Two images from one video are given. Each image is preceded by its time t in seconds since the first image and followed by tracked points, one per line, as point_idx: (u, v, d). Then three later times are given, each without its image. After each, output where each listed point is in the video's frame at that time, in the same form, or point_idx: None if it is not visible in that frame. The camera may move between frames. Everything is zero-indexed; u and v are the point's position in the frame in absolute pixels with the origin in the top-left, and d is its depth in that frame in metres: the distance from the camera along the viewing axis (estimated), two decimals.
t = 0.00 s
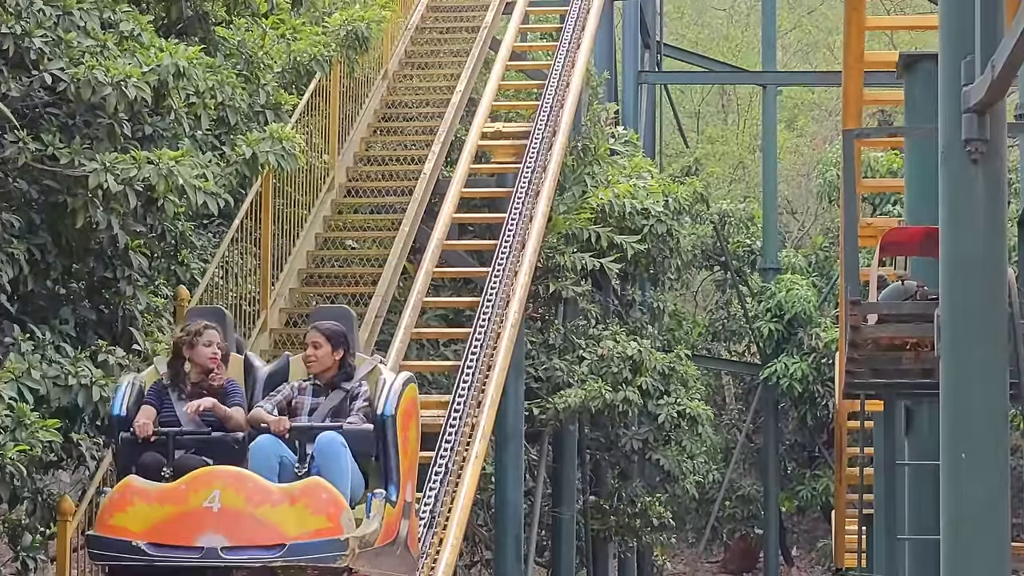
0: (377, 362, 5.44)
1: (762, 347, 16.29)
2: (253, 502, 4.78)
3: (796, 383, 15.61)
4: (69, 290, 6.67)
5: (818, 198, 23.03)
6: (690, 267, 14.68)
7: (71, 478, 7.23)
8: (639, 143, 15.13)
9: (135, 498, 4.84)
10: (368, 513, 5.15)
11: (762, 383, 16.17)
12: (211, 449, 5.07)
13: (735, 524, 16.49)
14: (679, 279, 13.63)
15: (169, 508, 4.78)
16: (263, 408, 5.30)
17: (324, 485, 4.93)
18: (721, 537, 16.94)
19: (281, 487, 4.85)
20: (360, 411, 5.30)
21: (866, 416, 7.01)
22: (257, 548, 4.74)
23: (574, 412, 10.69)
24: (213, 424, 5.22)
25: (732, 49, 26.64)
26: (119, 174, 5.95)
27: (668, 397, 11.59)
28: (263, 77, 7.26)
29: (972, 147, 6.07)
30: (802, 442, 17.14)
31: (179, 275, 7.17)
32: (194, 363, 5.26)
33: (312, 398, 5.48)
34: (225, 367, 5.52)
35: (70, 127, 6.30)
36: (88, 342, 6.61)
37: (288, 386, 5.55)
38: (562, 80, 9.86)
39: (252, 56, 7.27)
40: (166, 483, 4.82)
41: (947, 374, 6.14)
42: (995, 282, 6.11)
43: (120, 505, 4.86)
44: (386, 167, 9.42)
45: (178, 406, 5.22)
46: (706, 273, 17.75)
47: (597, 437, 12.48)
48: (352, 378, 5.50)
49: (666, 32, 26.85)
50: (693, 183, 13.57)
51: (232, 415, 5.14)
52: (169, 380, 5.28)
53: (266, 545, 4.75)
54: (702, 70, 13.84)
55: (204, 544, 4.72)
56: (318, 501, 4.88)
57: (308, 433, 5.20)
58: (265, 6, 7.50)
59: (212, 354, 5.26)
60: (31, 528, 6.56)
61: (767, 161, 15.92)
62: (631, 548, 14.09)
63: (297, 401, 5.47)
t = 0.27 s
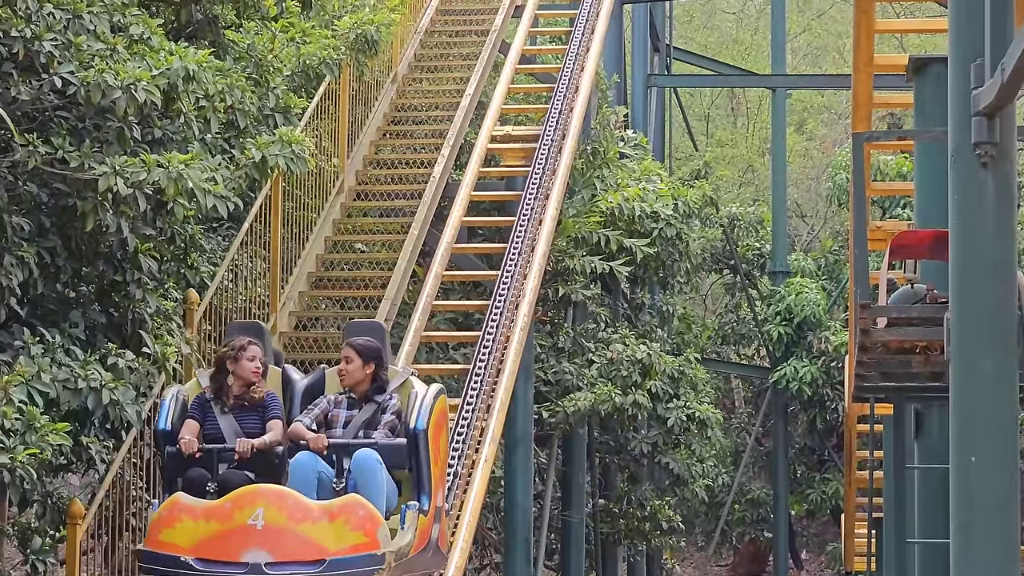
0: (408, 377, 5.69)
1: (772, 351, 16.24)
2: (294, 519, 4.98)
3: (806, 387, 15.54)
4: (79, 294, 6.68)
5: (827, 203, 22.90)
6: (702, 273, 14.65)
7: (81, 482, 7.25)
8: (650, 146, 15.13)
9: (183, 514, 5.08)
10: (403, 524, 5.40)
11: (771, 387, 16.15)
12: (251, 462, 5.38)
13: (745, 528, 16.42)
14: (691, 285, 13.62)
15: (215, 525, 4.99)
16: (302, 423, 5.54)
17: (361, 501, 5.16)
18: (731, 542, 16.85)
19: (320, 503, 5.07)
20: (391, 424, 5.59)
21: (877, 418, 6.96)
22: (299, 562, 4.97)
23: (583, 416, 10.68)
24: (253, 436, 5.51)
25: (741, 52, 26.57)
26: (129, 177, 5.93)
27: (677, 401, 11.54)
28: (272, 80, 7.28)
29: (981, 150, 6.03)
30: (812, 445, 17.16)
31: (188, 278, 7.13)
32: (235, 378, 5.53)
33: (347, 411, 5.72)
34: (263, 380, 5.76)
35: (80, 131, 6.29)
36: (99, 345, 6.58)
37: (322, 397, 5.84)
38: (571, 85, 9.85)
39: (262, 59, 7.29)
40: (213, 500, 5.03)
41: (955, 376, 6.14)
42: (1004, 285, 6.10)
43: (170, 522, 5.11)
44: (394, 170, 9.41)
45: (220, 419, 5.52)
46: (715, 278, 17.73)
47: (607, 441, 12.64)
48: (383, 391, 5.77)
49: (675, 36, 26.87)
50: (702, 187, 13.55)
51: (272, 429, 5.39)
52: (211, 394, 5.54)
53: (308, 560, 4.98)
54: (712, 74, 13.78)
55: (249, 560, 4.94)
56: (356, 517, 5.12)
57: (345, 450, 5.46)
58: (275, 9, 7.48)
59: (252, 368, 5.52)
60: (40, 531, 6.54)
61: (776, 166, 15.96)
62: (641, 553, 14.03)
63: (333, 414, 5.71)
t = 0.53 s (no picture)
0: (430, 388, 5.80)
1: (779, 359, 16.28)
2: (323, 541, 5.07)
3: (813, 395, 15.53)
4: (86, 301, 6.64)
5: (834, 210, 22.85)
6: (708, 281, 14.66)
7: (89, 489, 7.25)
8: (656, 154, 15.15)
9: (216, 536, 5.17)
10: (427, 539, 5.51)
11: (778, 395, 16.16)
12: (281, 478, 5.58)
13: (751, 536, 16.45)
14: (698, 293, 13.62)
15: (247, 548, 5.08)
16: (327, 438, 5.62)
17: (387, 523, 5.22)
18: (737, 550, 16.80)
19: (347, 525, 5.15)
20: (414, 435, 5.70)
21: (884, 426, 6.94)
22: None
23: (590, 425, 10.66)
24: (281, 449, 5.73)
25: (748, 60, 26.56)
26: (135, 185, 5.92)
27: (684, 409, 11.53)
28: (280, 88, 7.30)
29: (988, 158, 6.03)
30: (819, 454, 17.17)
31: (195, 286, 7.09)
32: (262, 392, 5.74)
33: (371, 423, 5.83)
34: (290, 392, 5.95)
35: (88, 138, 6.28)
36: (105, 352, 6.60)
37: (346, 409, 5.96)
38: (578, 92, 9.85)
39: (269, 66, 7.29)
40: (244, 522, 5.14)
41: (964, 389, 6.11)
42: (1012, 295, 6.03)
43: (202, 544, 5.19)
44: (401, 178, 9.42)
45: (250, 432, 5.72)
46: (721, 284, 17.76)
47: (614, 449, 12.81)
48: (404, 402, 5.87)
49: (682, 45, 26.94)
50: (710, 195, 13.56)
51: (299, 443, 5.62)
52: (240, 408, 5.76)
53: None
54: (719, 82, 13.78)
55: None
56: (382, 538, 5.17)
57: (371, 466, 5.54)
58: (282, 18, 7.53)
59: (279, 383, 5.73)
60: (46, 538, 6.55)
61: (783, 173, 15.98)
62: (647, 561, 14.01)
63: (357, 426, 5.82)
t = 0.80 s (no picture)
0: (447, 394, 5.90)
1: (783, 370, 16.29)
2: (349, 561, 5.16)
3: (818, 407, 15.53)
4: (91, 311, 6.64)
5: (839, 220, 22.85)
6: (713, 292, 14.70)
7: (94, 500, 7.25)
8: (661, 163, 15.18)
9: (244, 555, 5.25)
10: (448, 549, 5.60)
11: (783, 407, 16.14)
12: (304, 489, 5.72)
13: (756, 547, 16.43)
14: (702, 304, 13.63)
15: (275, 567, 5.18)
16: (349, 443, 5.68)
17: (409, 541, 5.29)
18: (742, 561, 16.74)
19: (371, 544, 5.23)
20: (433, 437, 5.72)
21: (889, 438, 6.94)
22: None
23: (595, 435, 10.69)
24: (304, 460, 5.81)
25: (753, 72, 26.50)
26: (141, 195, 5.93)
27: (688, 419, 11.56)
28: (285, 98, 7.31)
29: (992, 171, 5.71)
30: (824, 465, 17.18)
31: (200, 296, 7.14)
32: (283, 404, 5.79)
33: (389, 433, 5.87)
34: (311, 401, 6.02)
35: (93, 148, 6.23)
36: (110, 362, 6.60)
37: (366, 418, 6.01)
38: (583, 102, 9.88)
39: (275, 77, 7.38)
40: (271, 541, 5.23)
41: (969, 403, 5.74)
42: (1019, 306, 5.65)
43: (230, 563, 5.27)
44: (406, 190, 9.45)
45: (273, 442, 5.79)
46: (725, 295, 17.79)
47: (619, 460, 12.71)
48: (423, 410, 5.97)
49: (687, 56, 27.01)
50: (714, 207, 13.56)
51: (321, 455, 5.69)
52: (263, 419, 5.83)
53: None
54: (723, 93, 13.81)
55: None
56: (405, 557, 5.25)
57: (391, 475, 5.57)
58: (287, 28, 7.57)
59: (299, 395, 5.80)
60: (51, 547, 6.54)
61: (787, 182, 16.02)
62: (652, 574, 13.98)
63: (377, 437, 5.86)
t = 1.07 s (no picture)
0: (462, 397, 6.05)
1: (787, 383, 16.30)
2: (370, 571, 5.46)
3: (821, 420, 15.53)
4: (94, 322, 6.65)
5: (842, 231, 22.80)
6: (716, 304, 14.69)
7: (97, 512, 7.25)
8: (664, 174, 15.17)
9: (270, 565, 5.54)
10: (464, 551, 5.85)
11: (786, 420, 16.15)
12: (325, 494, 5.81)
13: (759, 560, 16.39)
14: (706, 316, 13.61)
15: None
16: (369, 449, 5.84)
17: (428, 551, 5.56)
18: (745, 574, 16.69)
19: (391, 555, 5.53)
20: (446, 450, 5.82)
21: (892, 450, 6.93)
22: None
23: (598, 448, 10.71)
24: (324, 463, 5.91)
25: (757, 83, 26.48)
26: (145, 207, 5.92)
27: (691, 431, 11.57)
28: (289, 109, 7.31)
29: (995, 183, 5.71)
30: (827, 478, 17.15)
31: (203, 307, 7.15)
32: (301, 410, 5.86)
33: (408, 434, 6.04)
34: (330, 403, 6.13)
35: (97, 159, 6.24)
36: (114, 373, 6.60)
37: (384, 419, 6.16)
38: (587, 114, 9.91)
39: (279, 89, 7.36)
40: (296, 552, 5.53)
41: (971, 415, 5.69)
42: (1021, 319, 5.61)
43: (257, 572, 5.55)
44: (410, 202, 9.47)
45: (295, 446, 5.90)
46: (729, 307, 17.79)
47: (622, 472, 12.69)
48: (439, 413, 6.11)
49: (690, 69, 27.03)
50: (717, 220, 13.59)
51: (340, 460, 5.78)
52: (283, 422, 5.92)
53: None
54: (727, 105, 13.82)
55: None
56: (424, 566, 5.52)
57: (410, 484, 5.74)
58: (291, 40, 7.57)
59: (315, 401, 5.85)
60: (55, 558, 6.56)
61: (791, 193, 16.03)
62: None
63: (395, 440, 6.03)
